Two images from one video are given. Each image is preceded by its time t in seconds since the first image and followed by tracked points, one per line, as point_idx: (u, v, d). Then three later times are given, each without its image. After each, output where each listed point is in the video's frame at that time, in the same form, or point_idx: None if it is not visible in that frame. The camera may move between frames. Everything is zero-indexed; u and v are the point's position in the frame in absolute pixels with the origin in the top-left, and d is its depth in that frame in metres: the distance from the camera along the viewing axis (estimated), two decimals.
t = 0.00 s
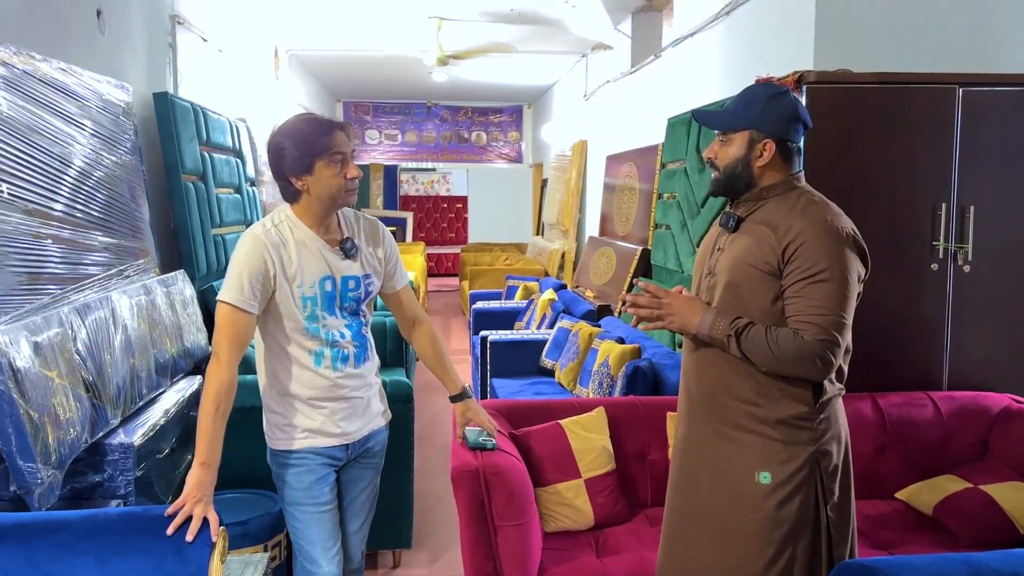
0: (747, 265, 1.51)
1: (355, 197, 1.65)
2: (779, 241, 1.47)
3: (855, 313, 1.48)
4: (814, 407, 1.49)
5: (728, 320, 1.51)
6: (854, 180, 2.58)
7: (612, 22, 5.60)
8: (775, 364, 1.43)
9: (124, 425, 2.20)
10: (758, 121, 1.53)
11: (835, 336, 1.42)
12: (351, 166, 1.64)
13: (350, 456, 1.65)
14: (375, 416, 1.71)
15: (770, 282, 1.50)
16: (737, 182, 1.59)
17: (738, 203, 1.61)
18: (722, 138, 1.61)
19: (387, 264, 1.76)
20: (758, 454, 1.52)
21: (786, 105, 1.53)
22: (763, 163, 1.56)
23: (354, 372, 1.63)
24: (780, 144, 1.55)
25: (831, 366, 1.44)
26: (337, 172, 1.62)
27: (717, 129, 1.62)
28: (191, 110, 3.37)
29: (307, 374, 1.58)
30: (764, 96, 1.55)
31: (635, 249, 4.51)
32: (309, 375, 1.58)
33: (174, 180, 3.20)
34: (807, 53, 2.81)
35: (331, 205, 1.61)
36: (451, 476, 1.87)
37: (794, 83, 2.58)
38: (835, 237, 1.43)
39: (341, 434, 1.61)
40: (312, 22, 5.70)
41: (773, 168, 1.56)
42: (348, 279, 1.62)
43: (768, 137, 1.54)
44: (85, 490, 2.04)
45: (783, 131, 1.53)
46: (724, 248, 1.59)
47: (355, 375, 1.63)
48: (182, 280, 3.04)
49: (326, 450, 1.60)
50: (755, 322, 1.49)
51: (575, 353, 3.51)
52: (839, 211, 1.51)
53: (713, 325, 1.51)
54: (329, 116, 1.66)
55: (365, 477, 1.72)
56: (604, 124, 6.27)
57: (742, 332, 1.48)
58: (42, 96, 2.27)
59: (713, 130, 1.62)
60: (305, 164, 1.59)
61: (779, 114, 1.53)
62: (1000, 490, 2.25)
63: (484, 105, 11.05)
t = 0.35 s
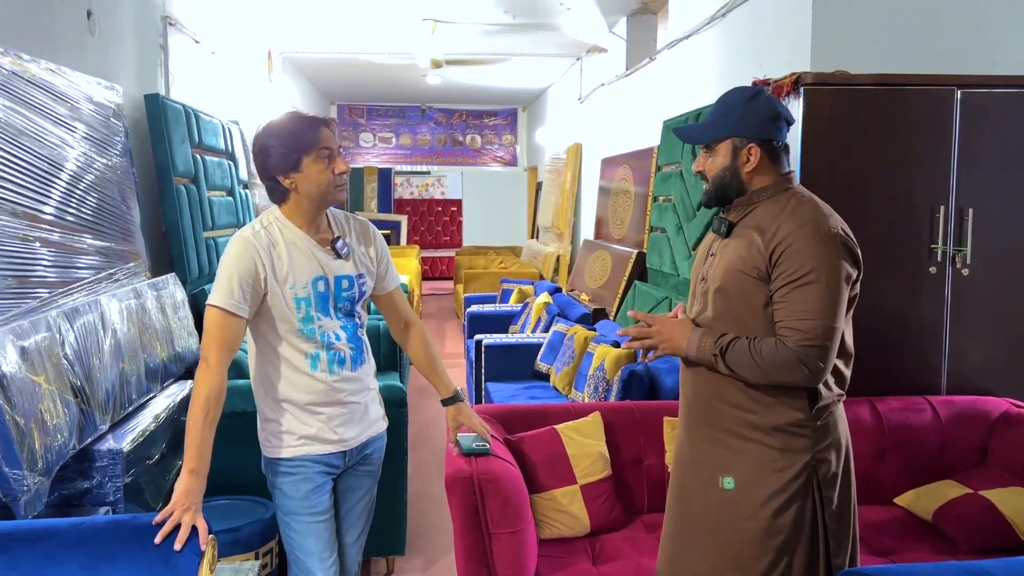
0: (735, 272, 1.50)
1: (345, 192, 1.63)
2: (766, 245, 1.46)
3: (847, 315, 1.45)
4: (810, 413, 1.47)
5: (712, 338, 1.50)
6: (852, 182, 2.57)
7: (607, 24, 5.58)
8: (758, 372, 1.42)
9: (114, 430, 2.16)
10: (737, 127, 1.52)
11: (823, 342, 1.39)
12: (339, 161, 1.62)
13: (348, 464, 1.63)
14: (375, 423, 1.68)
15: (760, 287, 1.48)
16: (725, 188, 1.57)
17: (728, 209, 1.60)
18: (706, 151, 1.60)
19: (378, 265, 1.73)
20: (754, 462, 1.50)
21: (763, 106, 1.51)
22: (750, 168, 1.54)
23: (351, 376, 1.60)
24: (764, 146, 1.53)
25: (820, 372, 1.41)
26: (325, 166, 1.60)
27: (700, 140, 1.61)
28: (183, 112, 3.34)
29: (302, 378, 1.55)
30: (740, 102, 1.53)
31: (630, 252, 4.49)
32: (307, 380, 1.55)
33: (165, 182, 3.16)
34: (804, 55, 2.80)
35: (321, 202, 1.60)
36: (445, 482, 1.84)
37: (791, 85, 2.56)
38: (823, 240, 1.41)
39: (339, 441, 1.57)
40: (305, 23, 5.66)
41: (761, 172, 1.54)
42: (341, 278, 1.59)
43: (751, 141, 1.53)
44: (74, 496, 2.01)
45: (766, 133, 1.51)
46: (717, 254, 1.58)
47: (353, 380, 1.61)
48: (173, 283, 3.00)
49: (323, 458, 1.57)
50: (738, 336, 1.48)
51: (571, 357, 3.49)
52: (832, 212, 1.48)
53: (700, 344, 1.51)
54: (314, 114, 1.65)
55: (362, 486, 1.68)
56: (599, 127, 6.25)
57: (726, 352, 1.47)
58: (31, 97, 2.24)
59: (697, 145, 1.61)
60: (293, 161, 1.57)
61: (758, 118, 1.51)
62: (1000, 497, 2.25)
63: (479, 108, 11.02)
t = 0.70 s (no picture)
0: (735, 277, 1.47)
1: (328, 194, 1.60)
2: (766, 248, 1.43)
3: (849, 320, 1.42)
4: (810, 422, 1.44)
5: (711, 344, 1.46)
6: (853, 186, 2.54)
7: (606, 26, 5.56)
8: (759, 379, 1.39)
9: (105, 438, 2.12)
10: (751, 124, 1.49)
11: (824, 347, 1.36)
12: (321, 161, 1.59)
13: (348, 476, 1.59)
14: (376, 434, 1.64)
15: (759, 292, 1.45)
16: (727, 189, 1.54)
17: (729, 212, 1.57)
18: (715, 141, 1.56)
19: (371, 266, 1.70)
20: (752, 472, 1.47)
21: (783, 109, 1.48)
22: (756, 167, 1.52)
23: (349, 381, 1.56)
24: (774, 148, 1.50)
25: (822, 379, 1.37)
26: (307, 167, 1.57)
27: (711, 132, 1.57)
28: (177, 115, 3.31)
29: (300, 385, 1.51)
30: (761, 100, 1.50)
31: (629, 255, 4.46)
32: (305, 389, 1.51)
33: (159, 186, 3.13)
34: (805, 57, 2.77)
35: (303, 205, 1.57)
36: (441, 492, 1.81)
37: (792, 87, 2.53)
38: (824, 243, 1.38)
39: (339, 452, 1.54)
40: (302, 24, 5.62)
41: (765, 172, 1.51)
42: (334, 279, 1.56)
43: (762, 140, 1.49)
44: (64, 506, 1.94)
45: (778, 136, 1.48)
46: (717, 258, 1.55)
47: (352, 389, 1.57)
48: (167, 288, 2.97)
49: (323, 470, 1.53)
50: (738, 342, 1.45)
51: (569, 361, 3.45)
52: (834, 215, 1.45)
53: (698, 354, 1.47)
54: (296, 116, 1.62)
55: (361, 498, 1.65)
56: (598, 130, 6.22)
57: (726, 359, 1.44)
58: (23, 101, 2.21)
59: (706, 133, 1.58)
60: (274, 162, 1.55)
61: (775, 120, 1.48)
62: (1004, 505, 2.22)
63: (477, 110, 10.99)
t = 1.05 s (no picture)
0: (738, 274, 1.46)
1: (322, 183, 1.60)
2: (772, 247, 1.42)
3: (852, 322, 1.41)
4: (809, 424, 1.43)
5: (722, 319, 1.43)
6: (853, 185, 2.54)
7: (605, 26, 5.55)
8: (766, 370, 1.37)
9: (102, 439, 2.11)
10: (769, 121, 1.48)
11: (829, 347, 1.35)
12: (312, 154, 1.59)
13: (348, 478, 1.58)
14: (376, 435, 1.63)
15: (762, 291, 1.44)
16: (734, 184, 1.54)
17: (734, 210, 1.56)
18: (728, 131, 1.55)
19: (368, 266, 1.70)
20: (749, 472, 1.46)
21: (803, 112, 1.48)
22: (764, 164, 1.51)
23: (348, 381, 1.56)
24: (785, 148, 1.49)
25: (824, 380, 1.37)
26: (298, 160, 1.57)
27: (726, 122, 1.56)
28: (175, 115, 3.30)
29: (301, 387, 1.50)
30: (780, 97, 1.49)
31: (629, 255, 4.45)
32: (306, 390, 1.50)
33: (157, 187, 3.12)
34: (804, 56, 2.76)
35: (299, 198, 1.56)
36: (439, 494, 1.81)
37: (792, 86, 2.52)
38: (830, 244, 1.37)
39: (339, 454, 1.53)
40: (301, 25, 5.62)
41: (774, 171, 1.51)
42: (333, 278, 1.56)
43: (775, 139, 1.48)
44: (61, 507, 1.94)
45: (791, 137, 1.47)
46: (719, 255, 1.54)
47: (352, 391, 1.56)
48: (165, 289, 2.96)
49: (324, 472, 1.53)
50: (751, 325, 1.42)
51: (568, 362, 3.45)
52: (839, 219, 1.45)
53: (706, 326, 1.44)
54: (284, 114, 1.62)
55: (361, 500, 1.64)
56: (597, 130, 6.22)
57: (737, 334, 1.41)
58: (21, 102, 2.20)
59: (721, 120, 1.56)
60: (266, 160, 1.54)
61: (792, 119, 1.47)
62: (1006, 506, 2.21)
63: (477, 111, 10.99)
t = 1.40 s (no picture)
0: (749, 271, 1.44)
1: (329, 178, 1.59)
2: (782, 244, 1.41)
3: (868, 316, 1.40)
4: (821, 419, 1.42)
5: (736, 329, 1.43)
6: (863, 177, 2.52)
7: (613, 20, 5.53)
8: (783, 373, 1.37)
9: (111, 434, 2.11)
10: (761, 119, 1.46)
11: (848, 344, 1.34)
12: (319, 149, 1.58)
13: (356, 474, 1.58)
14: (383, 430, 1.63)
15: (774, 287, 1.43)
16: (734, 181, 1.52)
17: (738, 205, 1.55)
18: (723, 132, 1.54)
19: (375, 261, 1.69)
20: (760, 469, 1.46)
21: (795, 104, 1.46)
22: (763, 163, 1.50)
23: (356, 375, 1.55)
24: (782, 143, 1.48)
25: (845, 377, 1.36)
26: (305, 155, 1.56)
27: (720, 123, 1.55)
28: (183, 111, 3.31)
29: (308, 382, 1.50)
30: (771, 93, 1.47)
31: (636, 250, 4.44)
32: (313, 386, 1.51)
33: (165, 183, 3.13)
34: (813, 48, 2.74)
35: (305, 193, 1.56)
36: (447, 489, 1.81)
37: (800, 79, 2.50)
38: (843, 240, 1.36)
39: (346, 449, 1.53)
40: (308, 21, 5.62)
41: (774, 167, 1.49)
42: (339, 273, 1.55)
43: (770, 135, 1.47)
44: (71, 502, 1.94)
45: (787, 131, 1.46)
46: (725, 252, 1.52)
47: (359, 386, 1.56)
48: (174, 285, 2.96)
49: (332, 468, 1.53)
50: (765, 330, 1.42)
51: (576, 356, 3.44)
52: (847, 211, 1.44)
53: (721, 335, 1.44)
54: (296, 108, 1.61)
55: (368, 495, 1.64)
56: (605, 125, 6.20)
57: (750, 341, 1.41)
58: (29, 98, 2.21)
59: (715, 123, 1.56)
60: (272, 154, 1.53)
61: (783, 113, 1.45)
62: (1017, 501, 2.19)
63: (484, 106, 10.97)
